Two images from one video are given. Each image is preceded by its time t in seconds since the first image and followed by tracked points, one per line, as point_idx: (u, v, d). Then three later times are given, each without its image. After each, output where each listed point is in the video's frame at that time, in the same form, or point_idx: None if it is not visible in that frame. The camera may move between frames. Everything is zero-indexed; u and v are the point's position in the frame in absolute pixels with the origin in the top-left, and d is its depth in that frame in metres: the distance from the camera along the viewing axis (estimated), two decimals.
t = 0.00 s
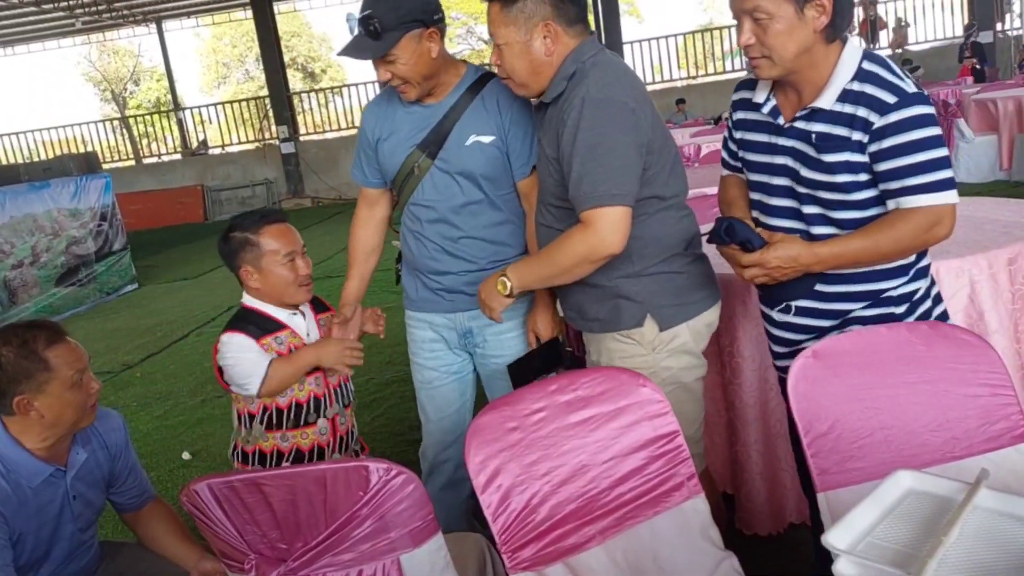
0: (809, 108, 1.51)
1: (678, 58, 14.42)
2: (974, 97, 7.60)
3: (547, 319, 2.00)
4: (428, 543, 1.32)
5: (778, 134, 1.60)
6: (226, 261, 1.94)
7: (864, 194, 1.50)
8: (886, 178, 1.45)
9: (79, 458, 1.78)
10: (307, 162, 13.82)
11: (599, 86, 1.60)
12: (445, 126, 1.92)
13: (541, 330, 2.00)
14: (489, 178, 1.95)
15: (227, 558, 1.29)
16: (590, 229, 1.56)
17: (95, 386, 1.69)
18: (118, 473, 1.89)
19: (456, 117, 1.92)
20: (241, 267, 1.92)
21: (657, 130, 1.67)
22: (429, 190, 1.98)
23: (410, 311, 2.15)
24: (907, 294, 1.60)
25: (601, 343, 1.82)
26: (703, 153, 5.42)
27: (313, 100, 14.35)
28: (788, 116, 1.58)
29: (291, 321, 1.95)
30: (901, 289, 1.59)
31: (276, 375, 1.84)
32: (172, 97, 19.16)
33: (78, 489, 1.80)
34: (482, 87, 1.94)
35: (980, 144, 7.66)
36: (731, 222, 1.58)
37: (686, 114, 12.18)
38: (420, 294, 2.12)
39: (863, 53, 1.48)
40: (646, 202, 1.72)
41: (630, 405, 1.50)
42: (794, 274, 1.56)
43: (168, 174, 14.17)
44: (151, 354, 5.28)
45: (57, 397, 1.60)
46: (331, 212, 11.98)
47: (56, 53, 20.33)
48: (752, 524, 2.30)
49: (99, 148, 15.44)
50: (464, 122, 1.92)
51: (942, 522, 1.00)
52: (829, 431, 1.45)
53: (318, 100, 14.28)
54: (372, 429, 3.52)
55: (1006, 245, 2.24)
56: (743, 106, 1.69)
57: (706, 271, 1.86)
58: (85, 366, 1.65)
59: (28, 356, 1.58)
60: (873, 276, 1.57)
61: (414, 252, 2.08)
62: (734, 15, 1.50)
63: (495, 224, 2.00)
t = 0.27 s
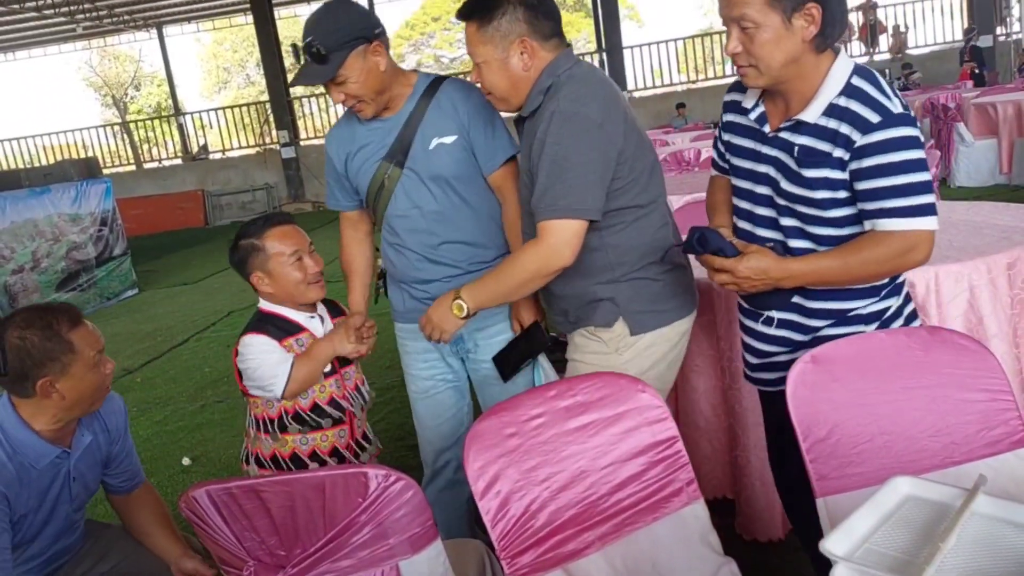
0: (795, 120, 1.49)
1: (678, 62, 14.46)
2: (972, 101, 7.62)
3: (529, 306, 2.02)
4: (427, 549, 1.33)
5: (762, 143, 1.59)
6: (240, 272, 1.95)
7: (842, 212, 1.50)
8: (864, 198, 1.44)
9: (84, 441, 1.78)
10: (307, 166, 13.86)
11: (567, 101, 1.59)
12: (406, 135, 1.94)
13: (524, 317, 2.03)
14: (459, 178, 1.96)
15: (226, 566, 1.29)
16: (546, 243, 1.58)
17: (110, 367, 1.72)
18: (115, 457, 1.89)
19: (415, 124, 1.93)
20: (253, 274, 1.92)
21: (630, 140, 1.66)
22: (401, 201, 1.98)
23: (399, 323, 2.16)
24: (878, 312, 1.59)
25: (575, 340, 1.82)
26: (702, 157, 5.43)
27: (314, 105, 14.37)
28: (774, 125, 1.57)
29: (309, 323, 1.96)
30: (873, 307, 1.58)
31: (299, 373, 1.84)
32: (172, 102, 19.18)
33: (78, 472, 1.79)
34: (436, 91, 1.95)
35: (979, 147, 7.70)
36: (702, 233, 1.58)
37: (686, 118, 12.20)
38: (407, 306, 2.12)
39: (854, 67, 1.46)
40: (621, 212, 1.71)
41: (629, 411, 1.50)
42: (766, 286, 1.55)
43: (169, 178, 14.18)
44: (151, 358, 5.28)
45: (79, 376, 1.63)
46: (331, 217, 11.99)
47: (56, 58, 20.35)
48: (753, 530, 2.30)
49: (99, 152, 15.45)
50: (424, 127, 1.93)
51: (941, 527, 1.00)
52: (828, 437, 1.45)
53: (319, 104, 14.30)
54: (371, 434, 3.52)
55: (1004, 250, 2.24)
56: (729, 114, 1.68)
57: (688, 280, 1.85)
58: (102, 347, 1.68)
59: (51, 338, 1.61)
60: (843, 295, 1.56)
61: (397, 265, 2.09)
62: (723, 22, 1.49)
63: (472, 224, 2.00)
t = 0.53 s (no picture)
0: (780, 127, 1.49)
1: (680, 65, 14.49)
2: (974, 103, 7.61)
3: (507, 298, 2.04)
4: (429, 551, 1.33)
5: (749, 147, 1.59)
6: (212, 307, 1.88)
7: (826, 221, 1.49)
8: (846, 208, 1.44)
9: (84, 408, 1.81)
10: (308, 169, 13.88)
11: (527, 113, 1.59)
12: (378, 140, 1.94)
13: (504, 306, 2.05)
14: (433, 176, 1.97)
15: (228, 568, 1.30)
16: (488, 252, 1.59)
17: (122, 340, 1.71)
18: (108, 425, 1.91)
19: (386, 128, 1.94)
20: (230, 300, 1.85)
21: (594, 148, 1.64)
22: (380, 206, 1.98)
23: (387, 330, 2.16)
24: (868, 316, 1.59)
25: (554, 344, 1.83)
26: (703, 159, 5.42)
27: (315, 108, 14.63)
28: (762, 129, 1.57)
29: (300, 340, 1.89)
30: (864, 311, 1.58)
31: (311, 396, 1.79)
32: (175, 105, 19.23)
33: (74, 438, 1.81)
34: (400, 92, 1.96)
35: (980, 150, 7.70)
36: (683, 232, 1.57)
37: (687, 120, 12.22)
38: (396, 312, 2.12)
39: (843, 74, 1.45)
40: (586, 222, 1.68)
41: (631, 412, 1.50)
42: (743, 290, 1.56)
43: (171, 181, 14.21)
44: (154, 361, 5.28)
45: (93, 348, 1.62)
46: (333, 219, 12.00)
47: (59, 61, 20.42)
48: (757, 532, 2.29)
49: (102, 155, 15.48)
50: (394, 128, 1.94)
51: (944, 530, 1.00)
52: (830, 439, 1.45)
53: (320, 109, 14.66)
54: (372, 436, 3.52)
55: (1006, 252, 2.24)
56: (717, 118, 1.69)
57: (666, 284, 1.82)
58: (118, 319, 1.67)
59: (69, 307, 1.59)
60: (834, 301, 1.56)
61: (381, 271, 2.09)
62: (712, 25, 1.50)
63: (449, 221, 2.02)
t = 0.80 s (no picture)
0: (764, 127, 1.50)
1: (681, 66, 14.51)
2: (976, 104, 7.61)
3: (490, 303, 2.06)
4: (430, 551, 1.33)
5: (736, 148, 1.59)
6: (193, 321, 1.86)
7: (813, 219, 1.49)
8: (832, 205, 1.43)
9: (68, 357, 1.77)
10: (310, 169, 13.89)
11: (474, 131, 1.52)
12: (365, 142, 1.97)
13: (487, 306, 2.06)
14: (421, 175, 1.98)
15: (230, 568, 1.30)
16: (424, 264, 1.59)
17: (105, 291, 1.67)
18: (94, 379, 1.88)
19: (372, 129, 1.97)
20: (214, 310, 1.83)
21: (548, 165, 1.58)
22: (372, 205, 1.98)
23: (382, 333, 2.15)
24: (858, 315, 1.60)
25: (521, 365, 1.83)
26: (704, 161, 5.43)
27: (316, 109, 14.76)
28: (746, 129, 1.59)
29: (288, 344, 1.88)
30: (854, 310, 1.59)
31: (302, 404, 1.78)
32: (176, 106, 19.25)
33: (59, 388, 1.77)
34: (385, 95, 2.00)
35: (981, 150, 7.68)
36: (672, 234, 1.56)
37: (688, 121, 12.22)
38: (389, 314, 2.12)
39: (826, 72, 1.46)
40: (541, 237, 1.63)
41: (632, 413, 1.50)
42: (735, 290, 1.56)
43: (172, 182, 14.22)
44: (155, 362, 5.28)
45: (75, 295, 1.59)
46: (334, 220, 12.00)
47: (60, 62, 20.45)
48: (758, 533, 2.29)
49: (103, 156, 15.48)
50: (380, 128, 1.97)
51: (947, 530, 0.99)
52: (831, 439, 1.45)
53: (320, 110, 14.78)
54: (372, 437, 3.51)
55: (1007, 253, 2.23)
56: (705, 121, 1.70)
57: (636, 300, 1.75)
58: (103, 269, 1.64)
59: (52, 250, 1.55)
60: (823, 299, 1.57)
61: (371, 274, 2.08)
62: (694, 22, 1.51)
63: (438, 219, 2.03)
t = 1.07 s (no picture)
0: (748, 116, 1.51)
1: (681, 66, 14.52)
2: (977, 104, 7.61)
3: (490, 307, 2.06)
4: (431, 551, 1.33)
5: (719, 141, 1.60)
6: (198, 312, 1.88)
7: (802, 203, 1.50)
8: (822, 185, 1.44)
9: (37, 299, 1.75)
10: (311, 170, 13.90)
11: (438, 142, 1.51)
12: (358, 143, 1.97)
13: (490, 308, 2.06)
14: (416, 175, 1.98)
15: (231, 567, 1.30)
16: (391, 273, 1.60)
17: (66, 227, 1.67)
18: (71, 326, 1.88)
19: (364, 130, 1.98)
20: (219, 303, 1.85)
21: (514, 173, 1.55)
22: (367, 204, 1.97)
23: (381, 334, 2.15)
24: (851, 310, 1.60)
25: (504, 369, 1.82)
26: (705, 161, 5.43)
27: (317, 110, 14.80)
28: (728, 124, 1.59)
29: (292, 337, 1.88)
30: (846, 306, 1.59)
31: (289, 405, 1.74)
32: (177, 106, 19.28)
33: (32, 331, 1.76)
34: (377, 98, 2.02)
35: (983, 151, 7.67)
36: (670, 229, 1.59)
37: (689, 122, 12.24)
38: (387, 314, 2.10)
39: (802, 62, 1.48)
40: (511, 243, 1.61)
41: (634, 413, 1.50)
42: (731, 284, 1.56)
43: (173, 182, 14.23)
44: (156, 362, 5.29)
45: (31, 225, 1.58)
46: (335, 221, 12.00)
47: (62, 62, 20.48)
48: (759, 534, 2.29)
49: (104, 156, 15.50)
50: (372, 129, 1.98)
51: (949, 530, 0.99)
52: (833, 438, 1.45)
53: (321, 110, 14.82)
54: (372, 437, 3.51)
55: (1009, 253, 2.23)
56: (688, 115, 1.70)
57: (619, 304, 1.70)
58: (62, 201, 1.63)
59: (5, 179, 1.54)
60: (817, 288, 1.56)
61: (368, 275, 2.07)
62: (676, 18, 1.53)
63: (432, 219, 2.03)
